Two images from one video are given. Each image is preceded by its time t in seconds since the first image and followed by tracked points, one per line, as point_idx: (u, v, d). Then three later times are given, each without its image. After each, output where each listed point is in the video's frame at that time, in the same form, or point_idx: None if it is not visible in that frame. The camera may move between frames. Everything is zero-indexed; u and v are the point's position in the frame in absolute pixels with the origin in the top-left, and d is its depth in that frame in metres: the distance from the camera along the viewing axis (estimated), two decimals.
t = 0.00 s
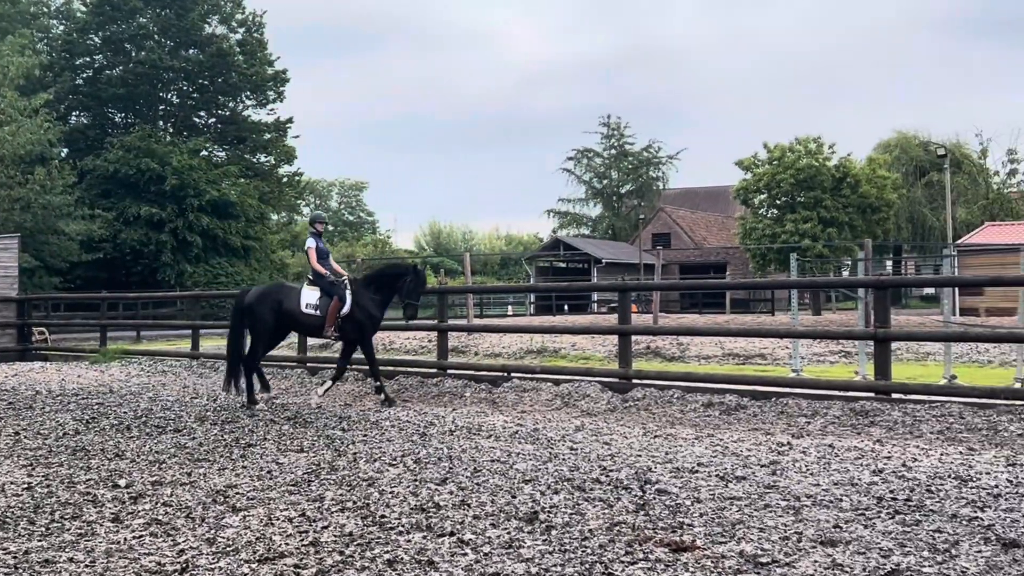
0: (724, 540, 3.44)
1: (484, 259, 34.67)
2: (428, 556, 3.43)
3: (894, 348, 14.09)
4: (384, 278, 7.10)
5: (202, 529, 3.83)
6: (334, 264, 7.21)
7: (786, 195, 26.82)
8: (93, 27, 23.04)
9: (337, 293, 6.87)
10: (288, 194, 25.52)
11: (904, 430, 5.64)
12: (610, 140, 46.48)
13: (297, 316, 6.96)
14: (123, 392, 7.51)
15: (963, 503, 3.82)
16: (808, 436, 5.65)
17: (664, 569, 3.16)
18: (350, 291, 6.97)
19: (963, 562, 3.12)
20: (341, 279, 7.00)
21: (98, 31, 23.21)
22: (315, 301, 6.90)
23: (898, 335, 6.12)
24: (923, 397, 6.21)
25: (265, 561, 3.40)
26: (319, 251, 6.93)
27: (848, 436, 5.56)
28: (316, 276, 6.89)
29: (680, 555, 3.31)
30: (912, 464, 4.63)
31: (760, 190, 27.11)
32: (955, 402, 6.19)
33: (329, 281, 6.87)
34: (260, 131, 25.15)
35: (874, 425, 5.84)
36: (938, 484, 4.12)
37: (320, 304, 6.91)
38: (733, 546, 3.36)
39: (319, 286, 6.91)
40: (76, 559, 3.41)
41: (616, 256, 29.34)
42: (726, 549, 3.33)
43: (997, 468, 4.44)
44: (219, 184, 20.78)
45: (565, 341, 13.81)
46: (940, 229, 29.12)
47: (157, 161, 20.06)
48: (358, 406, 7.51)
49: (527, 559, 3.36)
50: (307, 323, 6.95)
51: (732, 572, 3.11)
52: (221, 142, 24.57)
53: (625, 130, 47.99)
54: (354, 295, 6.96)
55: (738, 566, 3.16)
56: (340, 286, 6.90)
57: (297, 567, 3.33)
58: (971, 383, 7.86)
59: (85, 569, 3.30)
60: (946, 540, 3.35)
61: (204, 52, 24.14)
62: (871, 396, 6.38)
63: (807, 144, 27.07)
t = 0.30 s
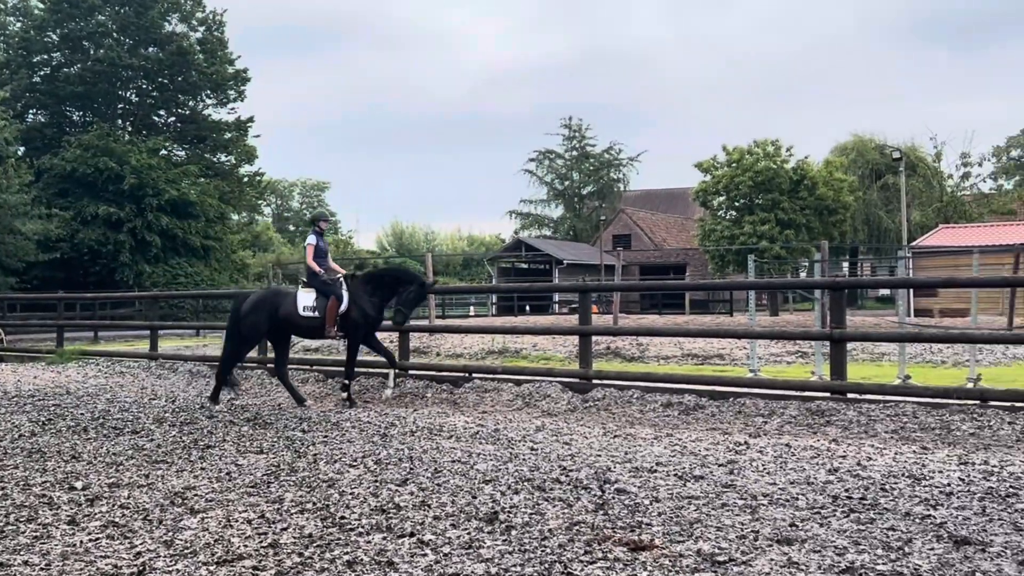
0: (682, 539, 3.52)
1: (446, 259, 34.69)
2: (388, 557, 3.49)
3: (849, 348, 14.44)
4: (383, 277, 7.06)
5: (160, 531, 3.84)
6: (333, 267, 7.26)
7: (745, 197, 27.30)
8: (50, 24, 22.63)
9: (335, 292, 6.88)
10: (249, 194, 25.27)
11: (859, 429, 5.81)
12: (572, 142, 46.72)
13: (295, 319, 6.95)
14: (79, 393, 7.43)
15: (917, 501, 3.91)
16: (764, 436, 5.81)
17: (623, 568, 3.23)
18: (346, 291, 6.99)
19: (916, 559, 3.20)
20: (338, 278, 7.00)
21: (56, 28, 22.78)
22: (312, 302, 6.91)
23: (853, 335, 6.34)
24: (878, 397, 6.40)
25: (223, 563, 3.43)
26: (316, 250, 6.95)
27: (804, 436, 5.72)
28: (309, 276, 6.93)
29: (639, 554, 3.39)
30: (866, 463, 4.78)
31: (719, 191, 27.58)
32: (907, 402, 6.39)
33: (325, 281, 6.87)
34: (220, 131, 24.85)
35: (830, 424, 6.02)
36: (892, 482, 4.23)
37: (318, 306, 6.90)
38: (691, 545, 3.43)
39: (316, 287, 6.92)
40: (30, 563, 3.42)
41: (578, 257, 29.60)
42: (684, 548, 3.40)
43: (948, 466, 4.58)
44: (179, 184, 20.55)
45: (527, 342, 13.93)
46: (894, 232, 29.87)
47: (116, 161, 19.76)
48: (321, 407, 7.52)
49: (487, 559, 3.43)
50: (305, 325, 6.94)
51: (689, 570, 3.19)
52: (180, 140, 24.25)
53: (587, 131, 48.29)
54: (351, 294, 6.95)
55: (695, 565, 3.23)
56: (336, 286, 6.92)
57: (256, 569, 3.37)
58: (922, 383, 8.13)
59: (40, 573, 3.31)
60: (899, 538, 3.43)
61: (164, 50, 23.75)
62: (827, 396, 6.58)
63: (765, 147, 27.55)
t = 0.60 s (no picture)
0: (641, 538, 3.60)
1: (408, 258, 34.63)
2: (347, 557, 3.54)
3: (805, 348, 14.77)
4: (380, 278, 7.04)
5: (116, 533, 3.86)
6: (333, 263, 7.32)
7: (703, 198, 27.71)
8: (6, 20, 22.31)
9: (333, 294, 6.93)
10: (208, 193, 25.01)
11: (815, 428, 5.99)
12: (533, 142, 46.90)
13: (296, 317, 7.13)
14: (34, 393, 7.35)
15: (870, 499, 4.01)
16: (721, 434, 5.98)
17: (582, 566, 3.30)
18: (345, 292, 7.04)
19: (869, 557, 3.27)
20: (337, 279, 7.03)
21: (11, 24, 22.51)
22: (312, 303, 7.01)
23: (809, 335, 6.55)
24: (831, 396, 6.62)
25: (180, 565, 3.46)
26: (315, 250, 6.99)
27: (760, 435, 5.89)
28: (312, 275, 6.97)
29: (597, 553, 3.47)
30: (821, 461, 4.95)
31: (678, 193, 28.01)
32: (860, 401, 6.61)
33: (323, 283, 6.92)
34: (179, 129, 24.58)
35: (786, 423, 6.20)
36: (847, 480, 4.36)
37: (318, 306, 7.00)
38: (649, 543, 3.51)
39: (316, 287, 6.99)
40: None
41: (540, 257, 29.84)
42: (641, 547, 3.48)
43: (901, 464, 4.73)
44: (137, 182, 20.30)
45: (489, 341, 14.05)
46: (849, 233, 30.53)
47: (73, 159, 19.42)
48: (280, 407, 7.53)
49: (447, 559, 3.49)
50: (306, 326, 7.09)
51: (647, 569, 3.25)
52: (138, 139, 23.94)
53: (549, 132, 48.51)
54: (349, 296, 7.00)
55: (653, 563, 3.30)
56: (335, 287, 6.96)
57: (213, 570, 3.41)
58: (874, 382, 8.40)
59: None
60: (853, 536, 3.50)
61: (122, 48, 23.45)
62: (783, 395, 6.78)
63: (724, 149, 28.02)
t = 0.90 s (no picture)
0: (599, 537, 3.69)
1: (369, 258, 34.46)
2: (305, 558, 3.58)
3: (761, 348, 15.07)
4: (375, 279, 7.11)
5: (71, 535, 3.87)
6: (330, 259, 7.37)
7: (661, 199, 28.06)
8: None
9: (328, 293, 7.00)
10: (166, 192, 24.69)
11: (771, 427, 6.18)
12: (493, 142, 46.98)
13: (289, 317, 7.25)
14: None
15: (824, 497, 4.11)
16: (678, 434, 6.14)
17: (540, 565, 3.38)
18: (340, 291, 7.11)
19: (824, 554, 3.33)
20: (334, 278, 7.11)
21: None
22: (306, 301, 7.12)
23: (764, 336, 6.75)
24: (786, 396, 6.81)
25: (135, 567, 3.49)
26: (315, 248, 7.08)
27: (717, 434, 6.06)
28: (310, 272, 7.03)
29: (556, 551, 3.55)
30: (777, 460, 5.12)
31: (636, 194, 28.34)
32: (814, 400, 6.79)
33: (319, 281, 6.99)
34: (136, 127, 24.26)
35: (742, 422, 6.38)
36: (802, 479, 4.49)
37: (310, 307, 7.14)
38: (606, 542, 3.59)
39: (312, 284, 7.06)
40: None
41: (500, 258, 30.01)
42: (600, 546, 3.55)
43: (856, 463, 4.90)
44: (94, 180, 20.00)
45: (450, 342, 14.13)
46: (805, 235, 31.17)
47: (28, 157, 19.06)
48: (239, 408, 7.53)
49: (405, 559, 3.54)
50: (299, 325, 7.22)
51: (604, 567, 3.31)
52: (95, 136, 23.61)
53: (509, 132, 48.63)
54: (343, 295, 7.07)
55: (611, 561, 3.36)
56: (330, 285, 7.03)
57: (168, 572, 3.44)
58: (828, 382, 8.66)
59: None
60: (809, 534, 3.57)
61: (78, 44, 23.22)
62: (740, 395, 6.94)
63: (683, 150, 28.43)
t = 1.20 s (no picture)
0: (557, 536, 3.81)
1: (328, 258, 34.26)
2: (262, 560, 3.63)
3: (718, 348, 15.36)
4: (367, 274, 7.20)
5: (23, 537, 3.89)
6: (323, 256, 7.47)
7: (620, 200, 28.32)
8: None
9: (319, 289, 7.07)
10: (122, 190, 24.33)
11: (727, 426, 6.37)
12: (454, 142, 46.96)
13: (279, 312, 7.37)
14: None
15: (780, 495, 4.27)
16: (636, 432, 6.29)
17: (498, 564, 3.48)
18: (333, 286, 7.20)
19: (779, 552, 3.45)
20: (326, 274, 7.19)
21: None
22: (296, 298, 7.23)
23: (721, 336, 6.94)
24: (742, 395, 7.00)
25: (89, 569, 3.52)
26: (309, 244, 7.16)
27: (674, 433, 6.23)
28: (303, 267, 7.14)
29: (514, 550, 3.65)
30: (733, 458, 5.30)
31: (596, 194, 28.57)
32: (769, 399, 6.99)
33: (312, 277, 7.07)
34: (91, 124, 23.89)
35: (699, 421, 6.57)
36: (758, 477, 4.66)
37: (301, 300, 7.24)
38: (565, 541, 3.71)
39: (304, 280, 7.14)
40: None
41: (461, 258, 30.08)
42: (558, 545, 3.66)
43: (810, 462, 5.09)
44: (49, 178, 19.70)
45: (410, 341, 14.18)
46: (761, 235, 31.75)
47: None
48: (196, 408, 7.51)
49: (364, 559, 3.61)
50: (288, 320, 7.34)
51: (561, 566, 3.42)
52: (50, 133, 23.24)
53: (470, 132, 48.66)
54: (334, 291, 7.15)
55: (569, 560, 3.47)
56: (323, 281, 7.11)
57: (124, 574, 3.47)
58: (784, 381, 8.90)
59: None
60: (763, 532, 3.70)
61: (33, 40, 22.95)
62: (697, 394, 7.11)
63: (642, 151, 28.75)
